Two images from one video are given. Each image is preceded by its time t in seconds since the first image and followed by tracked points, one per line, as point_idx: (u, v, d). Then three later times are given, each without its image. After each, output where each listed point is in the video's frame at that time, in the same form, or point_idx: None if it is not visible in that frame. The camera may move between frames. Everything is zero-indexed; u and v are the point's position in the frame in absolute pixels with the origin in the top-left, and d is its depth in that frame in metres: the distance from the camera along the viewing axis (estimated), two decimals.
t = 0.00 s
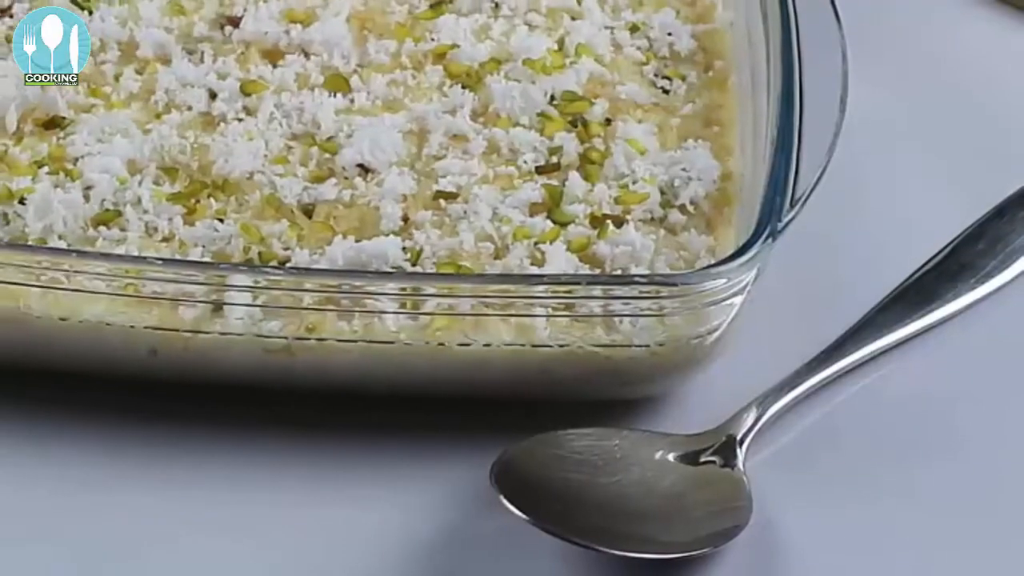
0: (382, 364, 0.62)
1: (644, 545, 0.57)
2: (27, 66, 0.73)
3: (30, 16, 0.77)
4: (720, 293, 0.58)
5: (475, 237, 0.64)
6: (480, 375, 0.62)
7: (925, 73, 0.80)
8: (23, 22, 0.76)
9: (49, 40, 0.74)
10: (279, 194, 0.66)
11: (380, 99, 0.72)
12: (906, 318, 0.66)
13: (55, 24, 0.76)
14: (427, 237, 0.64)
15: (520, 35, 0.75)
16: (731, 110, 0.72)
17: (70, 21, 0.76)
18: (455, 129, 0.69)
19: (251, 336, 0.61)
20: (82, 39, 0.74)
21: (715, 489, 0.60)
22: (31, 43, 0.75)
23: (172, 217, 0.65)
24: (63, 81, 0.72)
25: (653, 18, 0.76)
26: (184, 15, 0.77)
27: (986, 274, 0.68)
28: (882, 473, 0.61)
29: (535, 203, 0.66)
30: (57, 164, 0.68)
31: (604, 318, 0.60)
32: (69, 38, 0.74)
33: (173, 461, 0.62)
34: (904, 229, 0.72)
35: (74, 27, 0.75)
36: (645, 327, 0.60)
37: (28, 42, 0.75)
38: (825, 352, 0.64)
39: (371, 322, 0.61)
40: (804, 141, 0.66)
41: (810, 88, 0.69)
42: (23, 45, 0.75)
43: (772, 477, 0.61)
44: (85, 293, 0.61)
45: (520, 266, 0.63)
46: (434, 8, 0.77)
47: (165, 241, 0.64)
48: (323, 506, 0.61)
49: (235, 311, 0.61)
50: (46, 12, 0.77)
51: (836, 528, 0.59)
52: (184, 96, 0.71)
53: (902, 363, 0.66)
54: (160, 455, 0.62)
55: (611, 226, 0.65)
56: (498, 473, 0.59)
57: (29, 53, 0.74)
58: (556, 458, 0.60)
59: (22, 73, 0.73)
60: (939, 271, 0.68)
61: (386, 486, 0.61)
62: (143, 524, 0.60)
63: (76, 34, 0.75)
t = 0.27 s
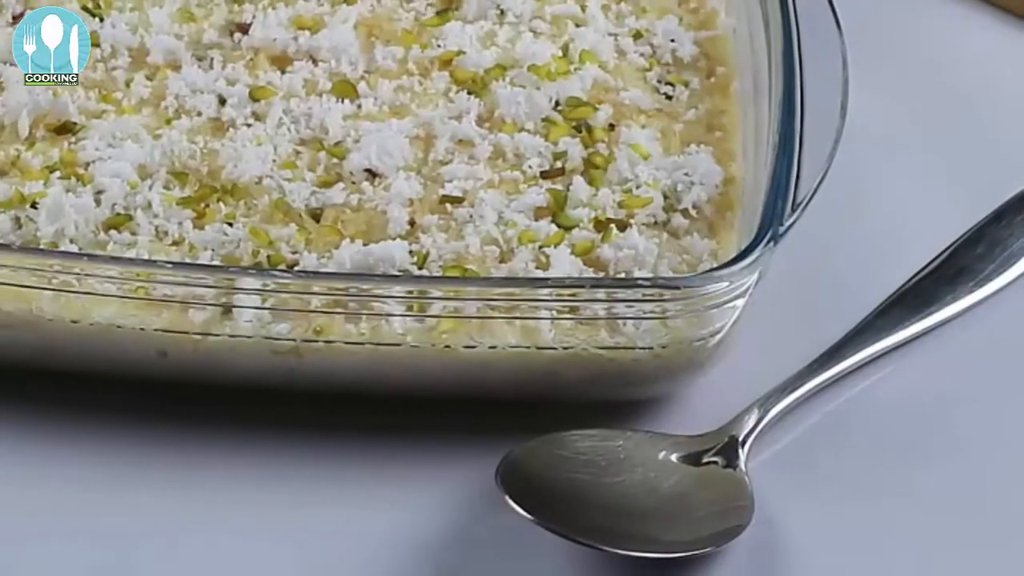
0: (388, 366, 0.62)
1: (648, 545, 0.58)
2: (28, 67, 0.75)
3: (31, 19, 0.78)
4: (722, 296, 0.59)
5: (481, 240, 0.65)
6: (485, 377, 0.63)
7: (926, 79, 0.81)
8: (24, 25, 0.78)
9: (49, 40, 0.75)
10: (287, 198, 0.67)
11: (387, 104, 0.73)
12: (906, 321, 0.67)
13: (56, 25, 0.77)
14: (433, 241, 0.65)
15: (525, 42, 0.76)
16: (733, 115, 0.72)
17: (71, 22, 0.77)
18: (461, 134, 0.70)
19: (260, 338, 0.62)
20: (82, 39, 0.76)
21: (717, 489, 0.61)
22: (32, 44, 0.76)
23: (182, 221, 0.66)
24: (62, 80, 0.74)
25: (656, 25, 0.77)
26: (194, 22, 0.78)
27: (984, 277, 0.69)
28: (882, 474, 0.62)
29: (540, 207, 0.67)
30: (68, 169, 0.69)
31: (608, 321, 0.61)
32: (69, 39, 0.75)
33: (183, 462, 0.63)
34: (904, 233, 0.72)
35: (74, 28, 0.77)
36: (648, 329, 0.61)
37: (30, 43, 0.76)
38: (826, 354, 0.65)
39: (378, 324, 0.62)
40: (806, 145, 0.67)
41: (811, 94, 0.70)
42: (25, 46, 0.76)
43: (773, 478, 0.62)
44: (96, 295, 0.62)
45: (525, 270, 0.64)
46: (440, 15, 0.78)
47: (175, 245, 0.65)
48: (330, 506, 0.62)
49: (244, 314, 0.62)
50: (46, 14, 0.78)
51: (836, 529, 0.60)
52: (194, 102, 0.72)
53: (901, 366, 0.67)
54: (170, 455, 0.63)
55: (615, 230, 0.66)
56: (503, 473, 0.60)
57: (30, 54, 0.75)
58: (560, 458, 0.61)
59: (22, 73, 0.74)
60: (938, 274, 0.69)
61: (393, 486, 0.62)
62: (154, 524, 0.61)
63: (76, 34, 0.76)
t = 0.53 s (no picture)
0: (395, 368, 0.63)
1: (651, 544, 0.59)
2: (27, 66, 0.76)
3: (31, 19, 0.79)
4: (725, 299, 0.60)
5: (487, 244, 0.66)
6: (490, 378, 0.64)
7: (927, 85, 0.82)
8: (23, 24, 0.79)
9: (49, 40, 0.77)
10: (296, 203, 0.68)
11: (394, 110, 0.74)
12: (905, 324, 0.68)
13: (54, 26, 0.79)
14: (439, 245, 0.66)
15: (530, 48, 0.77)
16: (735, 121, 0.73)
17: (70, 22, 0.79)
18: (467, 139, 0.71)
19: (269, 340, 0.63)
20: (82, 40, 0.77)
21: (719, 489, 0.61)
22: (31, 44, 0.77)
23: (192, 225, 0.67)
24: (62, 80, 0.75)
25: (659, 31, 0.78)
26: (204, 29, 0.79)
27: (982, 280, 0.70)
28: (881, 475, 0.63)
29: (545, 211, 0.68)
30: (80, 174, 0.70)
31: (612, 324, 0.61)
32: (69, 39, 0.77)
33: (193, 463, 0.64)
34: (903, 237, 0.73)
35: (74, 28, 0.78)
36: (651, 332, 0.62)
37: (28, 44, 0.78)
38: (826, 356, 0.66)
39: (386, 327, 0.63)
40: (807, 150, 0.68)
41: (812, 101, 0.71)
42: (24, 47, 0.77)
43: (774, 480, 0.63)
44: (108, 299, 0.63)
45: (530, 273, 0.65)
46: (447, 22, 0.79)
47: (186, 249, 0.66)
48: (338, 506, 0.63)
49: (253, 317, 0.63)
50: (45, 15, 0.79)
51: (836, 529, 0.61)
52: (204, 107, 0.73)
53: (901, 368, 0.67)
54: (180, 456, 0.64)
55: (619, 234, 0.66)
56: (508, 474, 0.61)
57: (29, 54, 0.77)
58: (565, 459, 0.62)
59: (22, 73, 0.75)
60: (936, 278, 0.70)
61: (400, 487, 0.63)
62: (164, 523, 0.62)
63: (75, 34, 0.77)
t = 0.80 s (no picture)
0: (402, 370, 0.64)
1: (654, 543, 0.60)
2: (27, 66, 0.77)
3: (31, 20, 0.81)
4: (727, 302, 0.61)
5: (493, 248, 0.67)
6: (496, 380, 0.65)
7: (927, 91, 0.83)
8: (23, 26, 0.81)
9: (49, 40, 0.78)
10: (304, 207, 0.69)
11: (401, 116, 0.75)
12: (904, 326, 0.69)
13: (55, 27, 0.80)
14: (446, 249, 0.67)
15: (535, 55, 0.78)
16: (737, 126, 0.74)
17: (70, 23, 0.80)
18: (473, 144, 0.72)
19: (278, 343, 0.64)
20: (82, 40, 0.79)
21: (722, 490, 0.62)
22: (31, 44, 0.79)
23: (202, 229, 0.68)
24: (62, 80, 0.76)
25: (662, 38, 0.79)
26: (213, 36, 0.80)
27: (981, 283, 0.71)
28: (880, 476, 0.64)
29: (550, 215, 0.69)
30: (91, 178, 0.71)
31: (615, 326, 0.63)
32: (69, 39, 0.78)
33: (202, 463, 0.65)
34: (903, 241, 0.74)
35: (74, 29, 0.80)
36: (655, 334, 0.63)
37: (29, 45, 0.79)
38: (827, 358, 0.67)
39: (393, 330, 0.64)
40: (808, 154, 0.69)
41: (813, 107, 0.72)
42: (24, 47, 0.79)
43: (774, 481, 0.64)
44: (118, 302, 0.64)
45: (535, 276, 0.65)
46: (453, 29, 0.80)
47: (195, 252, 0.67)
48: (346, 506, 0.64)
49: (263, 319, 0.64)
50: (46, 17, 0.81)
51: (836, 529, 0.62)
52: (214, 113, 0.74)
53: (900, 370, 0.68)
54: (190, 457, 0.65)
55: (622, 238, 0.67)
56: (513, 474, 0.62)
57: (29, 54, 0.78)
58: (569, 460, 0.63)
59: (22, 72, 0.77)
60: (935, 281, 0.71)
61: (406, 487, 0.64)
62: (174, 523, 0.63)
63: (76, 35, 0.79)
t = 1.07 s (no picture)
0: (409, 372, 0.65)
1: (658, 543, 0.61)
2: (27, 65, 0.79)
3: (31, 20, 0.83)
4: (729, 305, 0.62)
5: (498, 252, 0.68)
6: (501, 382, 0.66)
7: (928, 97, 0.84)
8: (24, 27, 0.82)
9: (49, 41, 0.80)
10: (312, 211, 0.70)
11: (408, 121, 0.76)
12: (904, 329, 0.69)
13: (55, 28, 0.82)
14: (452, 252, 0.68)
15: (540, 62, 0.79)
16: (740, 132, 0.75)
17: (70, 23, 0.82)
18: (479, 150, 0.73)
19: (287, 345, 0.65)
20: (82, 40, 0.80)
21: (724, 490, 0.63)
22: (32, 44, 0.80)
23: (212, 233, 0.69)
24: (62, 81, 0.78)
25: (666, 45, 0.80)
26: (223, 43, 0.81)
27: (980, 286, 0.72)
28: (880, 477, 0.65)
29: (555, 220, 0.70)
30: (103, 183, 0.72)
31: (620, 329, 0.63)
32: (69, 39, 0.80)
33: (212, 464, 0.66)
34: (903, 244, 0.75)
35: (74, 29, 0.81)
36: (658, 337, 0.64)
37: (29, 46, 0.81)
38: (828, 360, 0.68)
39: (400, 332, 0.65)
40: (809, 160, 0.70)
41: (813, 113, 0.73)
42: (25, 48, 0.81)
43: (776, 481, 0.65)
44: (129, 305, 0.65)
45: (540, 280, 0.67)
46: (459, 36, 0.81)
47: (205, 256, 0.68)
48: (353, 506, 0.65)
49: (271, 322, 0.65)
50: (46, 17, 0.83)
51: (837, 530, 0.63)
52: (223, 119, 0.75)
53: (900, 373, 0.69)
54: (200, 458, 0.66)
55: (626, 242, 0.68)
56: (518, 475, 0.63)
57: (29, 54, 0.80)
58: (574, 461, 0.63)
59: (23, 72, 0.78)
60: (935, 284, 0.72)
61: (413, 488, 0.65)
62: (185, 523, 0.64)
63: (76, 35, 0.81)
